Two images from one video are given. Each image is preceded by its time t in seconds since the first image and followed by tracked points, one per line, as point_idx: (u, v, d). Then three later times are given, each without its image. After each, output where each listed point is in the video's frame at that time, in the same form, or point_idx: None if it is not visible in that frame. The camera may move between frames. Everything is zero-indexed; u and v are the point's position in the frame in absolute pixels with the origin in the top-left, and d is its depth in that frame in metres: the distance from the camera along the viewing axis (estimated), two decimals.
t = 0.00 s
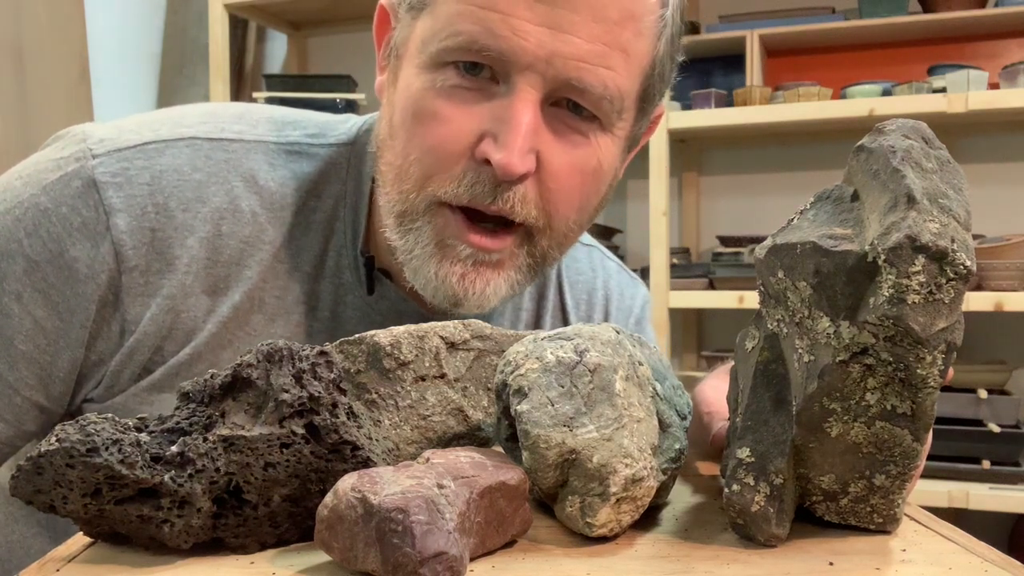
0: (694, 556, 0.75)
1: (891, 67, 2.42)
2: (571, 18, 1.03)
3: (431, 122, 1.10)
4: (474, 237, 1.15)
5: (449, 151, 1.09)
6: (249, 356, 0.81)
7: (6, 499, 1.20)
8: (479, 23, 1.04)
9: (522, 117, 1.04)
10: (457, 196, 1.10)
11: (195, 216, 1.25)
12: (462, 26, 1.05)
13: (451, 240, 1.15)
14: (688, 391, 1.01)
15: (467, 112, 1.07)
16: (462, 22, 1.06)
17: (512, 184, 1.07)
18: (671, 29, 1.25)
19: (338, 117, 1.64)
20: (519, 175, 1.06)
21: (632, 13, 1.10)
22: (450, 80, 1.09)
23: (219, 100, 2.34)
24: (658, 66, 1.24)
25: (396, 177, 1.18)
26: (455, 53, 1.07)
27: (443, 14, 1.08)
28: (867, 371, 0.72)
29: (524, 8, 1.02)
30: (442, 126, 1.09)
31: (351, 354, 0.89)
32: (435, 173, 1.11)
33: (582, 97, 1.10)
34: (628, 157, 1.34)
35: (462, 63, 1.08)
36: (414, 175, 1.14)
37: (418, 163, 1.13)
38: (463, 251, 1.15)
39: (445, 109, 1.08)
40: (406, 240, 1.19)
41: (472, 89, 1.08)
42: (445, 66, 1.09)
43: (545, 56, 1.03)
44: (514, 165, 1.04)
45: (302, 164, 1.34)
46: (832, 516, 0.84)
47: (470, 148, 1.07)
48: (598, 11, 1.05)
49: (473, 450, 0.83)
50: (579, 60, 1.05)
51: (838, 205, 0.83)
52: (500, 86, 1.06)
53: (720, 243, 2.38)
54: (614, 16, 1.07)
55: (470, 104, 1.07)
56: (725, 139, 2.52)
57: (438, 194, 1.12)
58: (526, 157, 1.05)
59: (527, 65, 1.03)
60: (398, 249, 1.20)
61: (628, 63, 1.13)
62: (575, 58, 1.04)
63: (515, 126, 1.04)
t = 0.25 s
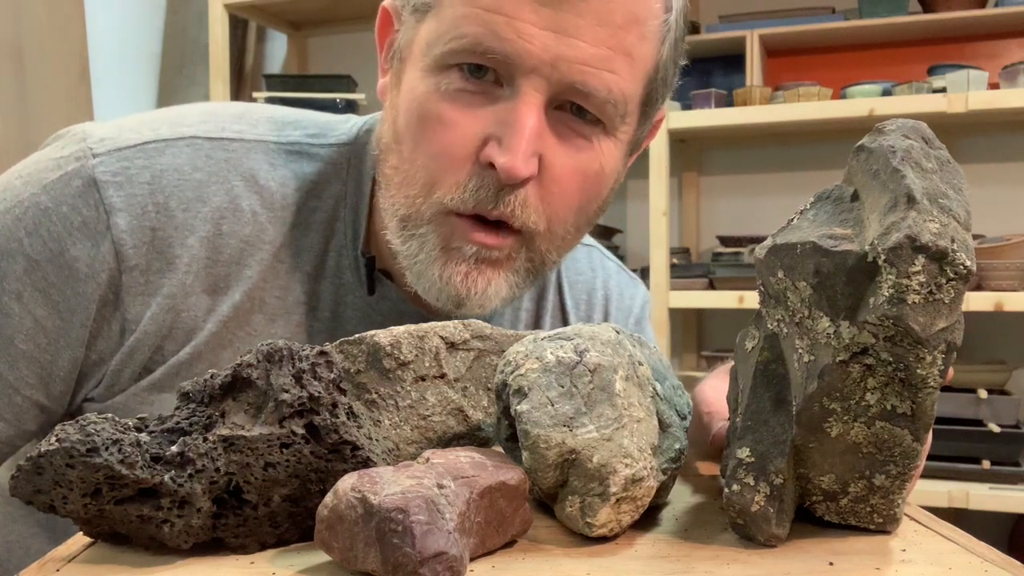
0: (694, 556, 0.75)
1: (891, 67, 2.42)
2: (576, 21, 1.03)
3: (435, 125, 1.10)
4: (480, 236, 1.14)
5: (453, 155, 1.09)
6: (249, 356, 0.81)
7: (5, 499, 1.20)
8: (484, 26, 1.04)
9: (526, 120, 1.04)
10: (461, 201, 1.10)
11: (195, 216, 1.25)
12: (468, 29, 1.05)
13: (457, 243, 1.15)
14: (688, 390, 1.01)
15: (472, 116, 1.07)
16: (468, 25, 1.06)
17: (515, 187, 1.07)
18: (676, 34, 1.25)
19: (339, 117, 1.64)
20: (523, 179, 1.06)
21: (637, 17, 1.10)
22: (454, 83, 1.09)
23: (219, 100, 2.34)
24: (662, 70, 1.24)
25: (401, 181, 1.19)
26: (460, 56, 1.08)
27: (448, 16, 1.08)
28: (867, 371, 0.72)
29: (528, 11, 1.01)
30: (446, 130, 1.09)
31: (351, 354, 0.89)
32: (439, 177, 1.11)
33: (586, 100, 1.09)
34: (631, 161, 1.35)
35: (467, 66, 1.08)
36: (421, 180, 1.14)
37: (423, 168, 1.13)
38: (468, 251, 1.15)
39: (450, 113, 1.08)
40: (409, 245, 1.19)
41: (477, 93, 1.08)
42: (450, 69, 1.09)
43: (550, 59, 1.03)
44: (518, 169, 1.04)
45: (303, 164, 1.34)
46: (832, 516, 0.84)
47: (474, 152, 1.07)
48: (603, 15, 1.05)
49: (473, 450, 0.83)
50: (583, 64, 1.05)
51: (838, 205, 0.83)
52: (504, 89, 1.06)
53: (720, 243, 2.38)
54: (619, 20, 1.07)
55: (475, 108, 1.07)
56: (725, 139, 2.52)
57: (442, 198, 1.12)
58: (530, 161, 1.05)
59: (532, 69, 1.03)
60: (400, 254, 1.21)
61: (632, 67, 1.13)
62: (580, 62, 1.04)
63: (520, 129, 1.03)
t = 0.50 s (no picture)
0: (694, 556, 0.75)
1: (891, 67, 2.42)
2: (589, 30, 1.03)
3: (446, 130, 1.10)
4: (489, 243, 1.14)
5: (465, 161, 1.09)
6: (249, 356, 0.81)
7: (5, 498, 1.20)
8: (497, 34, 1.04)
9: (538, 127, 1.03)
10: (472, 208, 1.10)
11: (198, 214, 1.25)
12: (481, 35, 1.05)
13: (467, 251, 1.15)
14: (688, 390, 1.01)
15: (482, 122, 1.07)
16: (481, 31, 1.05)
17: (526, 195, 1.07)
18: (685, 44, 1.26)
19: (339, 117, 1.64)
20: (534, 186, 1.06)
21: (649, 27, 1.11)
22: (466, 89, 1.09)
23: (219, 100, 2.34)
24: (671, 78, 1.24)
25: (412, 186, 1.19)
26: (471, 62, 1.08)
27: (460, 23, 1.08)
28: (867, 371, 0.72)
29: (543, 20, 1.02)
30: (458, 136, 1.09)
31: (351, 354, 0.89)
32: (450, 183, 1.11)
33: (596, 108, 1.09)
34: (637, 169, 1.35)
35: (479, 72, 1.08)
36: (433, 187, 1.14)
37: (434, 174, 1.13)
38: (478, 259, 1.16)
39: (461, 118, 1.08)
40: (419, 251, 1.19)
41: (488, 99, 1.08)
42: (461, 74, 1.09)
43: (563, 68, 1.03)
44: (529, 176, 1.03)
45: (305, 164, 1.35)
46: (832, 516, 0.84)
47: (485, 159, 1.07)
48: (617, 25, 1.05)
49: (473, 450, 0.83)
50: (596, 73, 1.05)
51: (838, 205, 0.83)
52: (516, 96, 1.06)
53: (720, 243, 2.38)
54: (631, 30, 1.08)
55: (486, 114, 1.07)
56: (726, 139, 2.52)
57: (452, 205, 1.12)
58: (541, 168, 1.05)
59: (544, 77, 1.03)
60: (410, 259, 1.20)
61: (642, 76, 1.13)
62: (592, 71, 1.05)
63: (532, 136, 1.03)
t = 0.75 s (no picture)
0: (695, 556, 0.75)
1: (891, 67, 2.42)
2: (591, 32, 1.03)
3: (447, 131, 1.10)
4: (490, 244, 1.15)
5: (466, 162, 1.09)
6: (249, 356, 0.81)
7: (7, 499, 1.20)
8: (500, 36, 1.04)
9: (541, 129, 1.04)
10: (474, 207, 1.10)
11: (200, 216, 1.25)
12: (484, 38, 1.05)
13: (462, 247, 1.15)
14: (688, 391, 1.01)
15: (485, 123, 1.07)
16: (484, 34, 1.05)
17: (529, 196, 1.07)
18: (688, 47, 1.26)
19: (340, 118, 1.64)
20: (537, 187, 1.06)
21: (652, 29, 1.11)
22: (468, 90, 1.09)
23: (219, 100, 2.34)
24: (673, 81, 1.24)
25: (408, 184, 1.18)
26: (474, 64, 1.07)
27: (463, 24, 1.08)
28: (867, 371, 0.72)
29: (546, 22, 1.02)
30: (459, 137, 1.09)
31: (351, 354, 0.89)
32: (451, 183, 1.11)
33: (599, 110, 1.10)
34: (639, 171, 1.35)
35: (482, 73, 1.08)
36: (430, 185, 1.14)
37: (433, 173, 1.12)
38: (474, 256, 1.15)
39: (463, 119, 1.08)
40: (414, 247, 1.19)
41: (491, 100, 1.08)
42: (463, 76, 1.09)
43: (566, 70, 1.03)
44: (532, 177, 1.04)
45: (307, 166, 1.35)
46: (832, 516, 0.84)
47: (487, 159, 1.07)
48: (619, 27, 1.06)
49: (473, 450, 0.83)
50: (598, 75, 1.05)
51: (838, 205, 0.83)
52: (518, 97, 1.07)
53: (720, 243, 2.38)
54: (634, 32, 1.08)
55: (488, 115, 1.07)
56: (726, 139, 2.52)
57: (451, 202, 1.12)
58: (544, 169, 1.05)
59: (547, 79, 1.03)
60: (406, 255, 1.20)
61: (645, 78, 1.13)
62: (595, 73, 1.05)
63: (535, 137, 1.03)
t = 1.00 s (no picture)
0: (695, 556, 0.75)
1: (891, 67, 2.42)
2: (586, 21, 1.03)
3: (444, 122, 1.10)
4: (495, 225, 1.13)
5: (463, 152, 1.09)
6: (249, 356, 0.81)
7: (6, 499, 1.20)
8: (496, 26, 1.04)
9: (537, 118, 1.04)
10: (472, 196, 1.10)
11: (199, 216, 1.24)
12: (479, 29, 1.05)
13: (469, 232, 1.15)
14: (688, 391, 1.01)
15: (482, 113, 1.07)
16: (480, 25, 1.05)
17: (526, 185, 1.07)
18: (683, 35, 1.25)
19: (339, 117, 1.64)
20: (534, 176, 1.06)
21: (647, 17, 1.11)
22: (465, 82, 1.09)
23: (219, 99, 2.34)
24: (669, 70, 1.24)
25: (407, 176, 1.18)
26: (470, 55, 1.07)
27: (459, 16, 1.08)
28: (867, 371, 0.73)
29: (541, 12, 1.02)
30: (457, 127, 1.09)
31: (351, 354, 0.89)
32: (449, 173, 1.11)
33: (595, 100, 1.10)
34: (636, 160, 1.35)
35: (478, 64, 1.08)
36: (429, 176, 1.14)
37: (432, 164, 1.13)
38: (480, 240, 1.15)
39: (460, 110, 1.08)
40: (417, 239, 1.18)
41: (488, 91, 1.08)
42: (460, 67, 1.09)
43: (561, 60, 1.03)
44: (529, 167, 1.04)
45: (307, 165, 1.35)
46: (832, 516, 0.84)
47: (484, 150, 1.07)
48: (615, 16, 1.05)
49: (473, 450, 0.83)
50: (593, 64, 1.05)
51: (838, 205, 0.83)
52: (515, 88, 1.07)
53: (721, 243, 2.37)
54: (629, 21, 1.07)
55: (485, 105, 1.07)
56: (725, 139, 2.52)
57: (450, 193, 1.12)
58: (541, 159, 1.06)
59: (542, 68, 1.03)
60: (408, 248, 1.20)
61: (641, 67, 1.13)
62: (590, 62, 1.05)
63: (531, 127, 1.04)
